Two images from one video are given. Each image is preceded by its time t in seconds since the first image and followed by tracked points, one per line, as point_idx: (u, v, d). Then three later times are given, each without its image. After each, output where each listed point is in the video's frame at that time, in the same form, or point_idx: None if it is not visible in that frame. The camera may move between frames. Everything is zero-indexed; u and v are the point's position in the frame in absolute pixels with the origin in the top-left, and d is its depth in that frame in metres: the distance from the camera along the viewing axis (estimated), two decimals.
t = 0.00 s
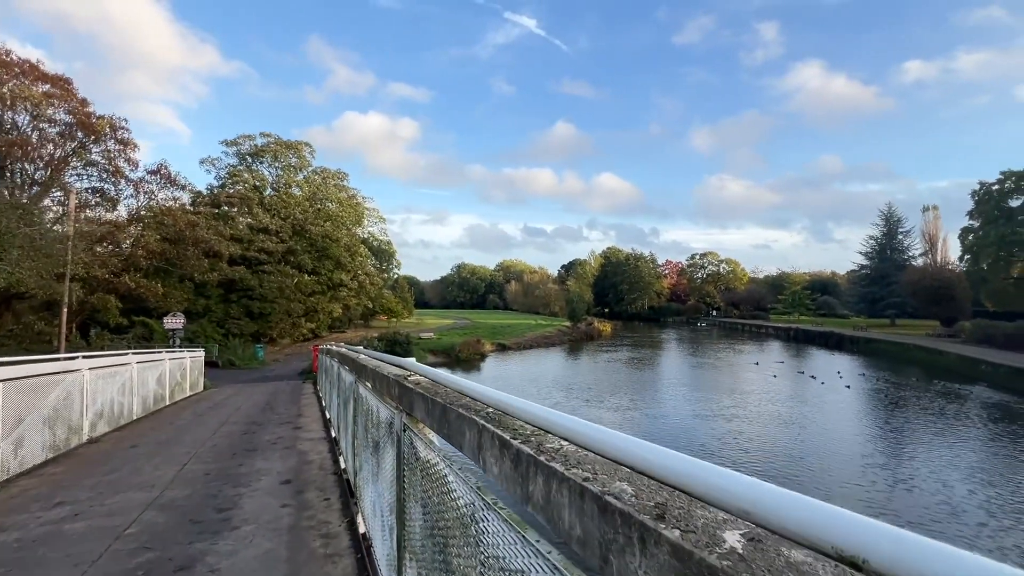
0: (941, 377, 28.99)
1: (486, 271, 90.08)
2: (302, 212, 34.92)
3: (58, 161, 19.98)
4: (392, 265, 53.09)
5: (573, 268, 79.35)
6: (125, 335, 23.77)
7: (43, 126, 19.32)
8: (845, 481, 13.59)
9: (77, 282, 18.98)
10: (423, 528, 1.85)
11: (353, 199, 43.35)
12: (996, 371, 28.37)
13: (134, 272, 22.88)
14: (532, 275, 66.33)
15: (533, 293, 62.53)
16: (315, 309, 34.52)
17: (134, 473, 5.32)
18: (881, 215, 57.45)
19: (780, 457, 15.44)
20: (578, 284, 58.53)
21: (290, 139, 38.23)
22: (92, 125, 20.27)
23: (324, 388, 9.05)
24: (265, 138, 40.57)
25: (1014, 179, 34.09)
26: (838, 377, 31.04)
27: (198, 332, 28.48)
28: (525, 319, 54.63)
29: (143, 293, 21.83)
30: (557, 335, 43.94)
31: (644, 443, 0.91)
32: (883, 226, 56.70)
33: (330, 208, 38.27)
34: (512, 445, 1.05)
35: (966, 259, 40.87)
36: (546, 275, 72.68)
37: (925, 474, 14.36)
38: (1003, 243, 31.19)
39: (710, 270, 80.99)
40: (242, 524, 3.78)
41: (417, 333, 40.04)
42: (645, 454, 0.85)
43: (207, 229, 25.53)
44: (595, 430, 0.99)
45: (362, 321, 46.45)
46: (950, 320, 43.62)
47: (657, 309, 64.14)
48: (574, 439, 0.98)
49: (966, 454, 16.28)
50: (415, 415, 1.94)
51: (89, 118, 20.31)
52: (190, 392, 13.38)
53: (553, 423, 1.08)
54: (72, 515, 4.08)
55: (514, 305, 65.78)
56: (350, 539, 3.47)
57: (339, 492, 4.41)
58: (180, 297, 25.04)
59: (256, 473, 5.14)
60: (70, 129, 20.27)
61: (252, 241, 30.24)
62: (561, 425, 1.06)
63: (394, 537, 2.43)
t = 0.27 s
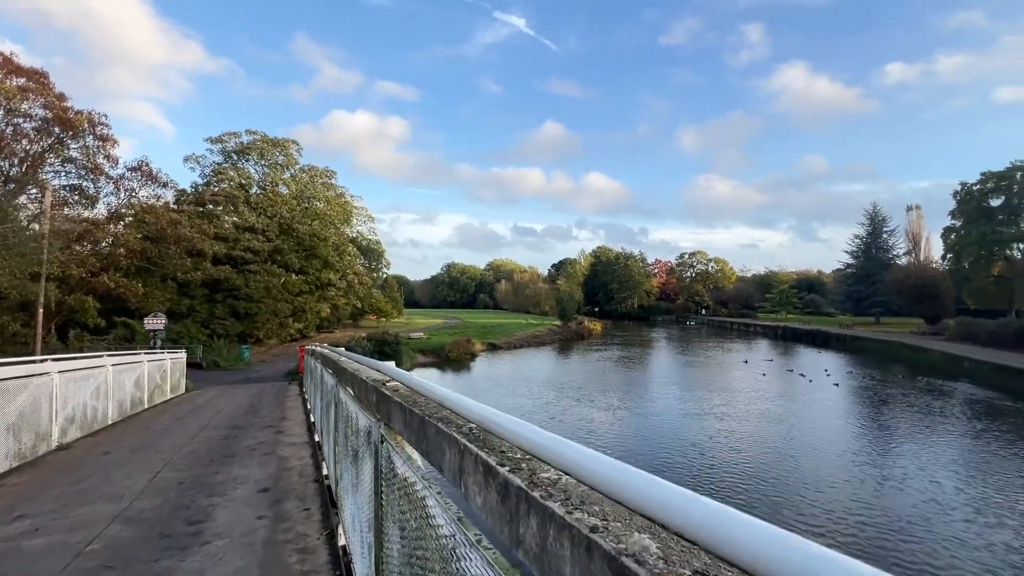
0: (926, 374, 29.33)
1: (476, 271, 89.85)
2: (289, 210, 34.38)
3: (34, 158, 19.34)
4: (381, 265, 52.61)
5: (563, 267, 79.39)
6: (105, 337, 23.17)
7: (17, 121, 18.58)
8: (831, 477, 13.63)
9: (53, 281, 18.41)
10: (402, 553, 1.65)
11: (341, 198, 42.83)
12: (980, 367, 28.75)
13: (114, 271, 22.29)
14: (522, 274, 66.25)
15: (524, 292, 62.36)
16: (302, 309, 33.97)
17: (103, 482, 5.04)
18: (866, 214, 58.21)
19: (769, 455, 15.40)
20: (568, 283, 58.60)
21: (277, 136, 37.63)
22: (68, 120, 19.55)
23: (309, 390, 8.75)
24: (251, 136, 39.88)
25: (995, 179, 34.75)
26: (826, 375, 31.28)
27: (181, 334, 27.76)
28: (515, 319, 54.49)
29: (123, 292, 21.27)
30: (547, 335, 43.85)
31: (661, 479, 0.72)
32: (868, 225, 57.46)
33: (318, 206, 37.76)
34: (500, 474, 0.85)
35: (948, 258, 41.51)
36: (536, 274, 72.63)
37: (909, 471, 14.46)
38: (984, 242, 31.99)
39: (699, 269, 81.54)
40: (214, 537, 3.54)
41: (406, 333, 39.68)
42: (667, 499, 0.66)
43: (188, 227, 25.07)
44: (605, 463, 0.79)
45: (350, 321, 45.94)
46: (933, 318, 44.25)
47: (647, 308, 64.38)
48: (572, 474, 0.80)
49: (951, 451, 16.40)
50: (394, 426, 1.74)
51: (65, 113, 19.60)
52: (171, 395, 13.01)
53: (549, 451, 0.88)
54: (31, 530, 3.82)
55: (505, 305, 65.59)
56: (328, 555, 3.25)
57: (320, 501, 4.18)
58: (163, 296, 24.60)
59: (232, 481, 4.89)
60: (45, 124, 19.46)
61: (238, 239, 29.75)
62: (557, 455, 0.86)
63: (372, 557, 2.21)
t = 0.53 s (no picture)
0: (901, 371, 29.97)
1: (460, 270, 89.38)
2: (270, 208, 33.64)
3: None
4: (364, 263, 51.94)
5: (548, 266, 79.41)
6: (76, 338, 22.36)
7: None
8: (811, 474, 13.79)
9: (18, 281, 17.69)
10: None
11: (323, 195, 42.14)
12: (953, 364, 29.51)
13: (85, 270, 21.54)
14: (507, 273, 66.08)
15: (508, 291, 62.18)
16: (283, 309, 33.30)
17: (63, 495, 4.75)
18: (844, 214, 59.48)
19: (752, 453, 15.47)
20: (553, 282, 58.62)
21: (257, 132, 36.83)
22: (35, 113, 18.88)
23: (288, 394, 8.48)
24: (230, 131, 38.95)
25: (966, 180, 35.85)
26: (806, 372, 31.77)
27: (157, 335, 26.73)
28: (500, 318, 54.30)
29: (93, 292, 20.58)
30: (532, 334, 43.79)
31: (672, 534, 0.58)
32: (845, 225, 58.67)
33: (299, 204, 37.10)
34: (481, 521, 0.71)
35: (922, 257, 42.61)
36: (520, 273, 72.51)
37: (887, 466, 14.70)
38: (956, 241, 33.17)
39: (682, 267, 82.40)
40: (179, 555, 3.33)
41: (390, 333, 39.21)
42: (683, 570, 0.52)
43: (163, 225, 24.42)
44: (606, 511, 0.65)
45: (332, 321, 45.25)
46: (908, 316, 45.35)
47: (631, 306, 64.75)
48: (564, 525, 0.65)
49: (926, 446, 16.72)
50: (366, 443, 1.58)
51: (32, 106, 18.89)
52: (144, 398, 12.55)
53: (535, 493, 0.74)
54: None
55: (489, 304, 65.38)
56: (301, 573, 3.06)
57: (295, 513, 3.99)
58: (136, 296, 23.91)
59: (203, 491, 4.65)
60: (10, 117, 18.74)
61: (216, 238, 29.16)
62: (542, 500, 0.72)
63: None
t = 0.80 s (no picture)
0: (870, 366, 30.88)
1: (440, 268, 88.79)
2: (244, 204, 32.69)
3: None
4: (342, 261, 51.10)
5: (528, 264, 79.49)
6: (37, 339, 21.40)
7: None
8: (785, 469, 14.06)
9: None
10: None
11: (299, 192, 41.26)
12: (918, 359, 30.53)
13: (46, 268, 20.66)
14: (487, 272, 65.86)
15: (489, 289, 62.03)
16: (258, 308, 32.49)
17: (16, 505, 4.48)
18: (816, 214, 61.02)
19: (728, 448, 15.69)
20: (533, 280, 58.64)
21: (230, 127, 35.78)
22: None
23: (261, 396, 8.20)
24: (201, 125, 37.77)
25: (930, 182, 37.16)
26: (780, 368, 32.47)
27: (123, 334, 25.97)
28: (480, 316, 54.09)
29: (55, 290, 19.70)
30: (513, 332, 43.73)
31: None
32: (817, 225, 60.18)
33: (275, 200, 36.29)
34: (459, 557, 0.62)
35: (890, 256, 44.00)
36: (501, 271, 72.36)
37: (857, 460, 15.08)
38: (921, 241, 34.40)
39: (660, 266, 83.45)
40: (141, 569, 3.15)
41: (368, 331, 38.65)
42: None
43: (130, 221, 23.56)
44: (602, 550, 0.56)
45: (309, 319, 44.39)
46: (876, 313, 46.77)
47: (610, 304, 65.24)
48: (553, 562, 0.57)
49: (893, 440, 17.22)
50: (337, 454, 1.45)
51: None
52: (109, 401, 12.04)
53: (515, 525, 0.65)
54: None
55: (469, 302, 65.09)
56: None
57: (266, 521, 3.82)
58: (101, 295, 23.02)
59: (168, 499, 4.43)
60: None
61: (187, 234, 28.27)
62: (525, 535, 0.62)
63: None
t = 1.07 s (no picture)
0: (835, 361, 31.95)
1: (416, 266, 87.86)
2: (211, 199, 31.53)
3: None
4: (314, 259, 49.99)
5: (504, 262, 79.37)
6: None
7: None
8: (755, 462, 14.39)
9: None
10: None
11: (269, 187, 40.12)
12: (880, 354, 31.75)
13: None
14: (463, 269, 65.47)
15: (465, 287, 61.68)
16: (227, 306, 31.48)
17: None
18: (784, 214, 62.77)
19: (701, 443, 15.96)
20: (510, 278, 58.57)
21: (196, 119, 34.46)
22: None
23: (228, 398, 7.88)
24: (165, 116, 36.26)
25: (891, 184, 38.64)
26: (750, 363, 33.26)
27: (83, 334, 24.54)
28: (456, 314, 53.77)
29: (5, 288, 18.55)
30: (489, 330, 43.58)
31: None
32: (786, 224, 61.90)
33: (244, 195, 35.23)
34: None
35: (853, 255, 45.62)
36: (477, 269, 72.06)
37: (823, 452, 15.55)
38: (882, 241, 35.80)
39: (634, 264, 84.55)
40: None
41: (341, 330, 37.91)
42: None
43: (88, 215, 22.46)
44: None
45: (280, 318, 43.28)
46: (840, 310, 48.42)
47: (586, 302, 65.74)
48: None
49: (857, 432, 17.83)
50: (307, 465, 1.33)
51: None
52: (64, 405, 11.42)
53: (505, 556, 0.56)
54: None
55: (445, 300, 64.60)
56: None
57: (232, 530, 3.63)
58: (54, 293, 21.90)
59: (126, 509, 4.18)
60: None
61: (150, 230, 27.13)
62: (518, 567, 0.54)
63: None
